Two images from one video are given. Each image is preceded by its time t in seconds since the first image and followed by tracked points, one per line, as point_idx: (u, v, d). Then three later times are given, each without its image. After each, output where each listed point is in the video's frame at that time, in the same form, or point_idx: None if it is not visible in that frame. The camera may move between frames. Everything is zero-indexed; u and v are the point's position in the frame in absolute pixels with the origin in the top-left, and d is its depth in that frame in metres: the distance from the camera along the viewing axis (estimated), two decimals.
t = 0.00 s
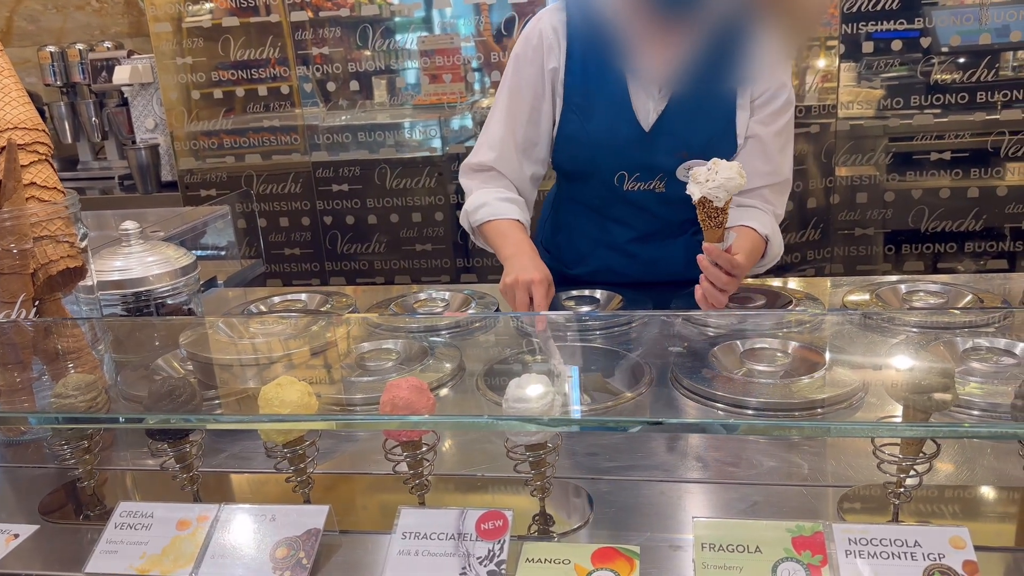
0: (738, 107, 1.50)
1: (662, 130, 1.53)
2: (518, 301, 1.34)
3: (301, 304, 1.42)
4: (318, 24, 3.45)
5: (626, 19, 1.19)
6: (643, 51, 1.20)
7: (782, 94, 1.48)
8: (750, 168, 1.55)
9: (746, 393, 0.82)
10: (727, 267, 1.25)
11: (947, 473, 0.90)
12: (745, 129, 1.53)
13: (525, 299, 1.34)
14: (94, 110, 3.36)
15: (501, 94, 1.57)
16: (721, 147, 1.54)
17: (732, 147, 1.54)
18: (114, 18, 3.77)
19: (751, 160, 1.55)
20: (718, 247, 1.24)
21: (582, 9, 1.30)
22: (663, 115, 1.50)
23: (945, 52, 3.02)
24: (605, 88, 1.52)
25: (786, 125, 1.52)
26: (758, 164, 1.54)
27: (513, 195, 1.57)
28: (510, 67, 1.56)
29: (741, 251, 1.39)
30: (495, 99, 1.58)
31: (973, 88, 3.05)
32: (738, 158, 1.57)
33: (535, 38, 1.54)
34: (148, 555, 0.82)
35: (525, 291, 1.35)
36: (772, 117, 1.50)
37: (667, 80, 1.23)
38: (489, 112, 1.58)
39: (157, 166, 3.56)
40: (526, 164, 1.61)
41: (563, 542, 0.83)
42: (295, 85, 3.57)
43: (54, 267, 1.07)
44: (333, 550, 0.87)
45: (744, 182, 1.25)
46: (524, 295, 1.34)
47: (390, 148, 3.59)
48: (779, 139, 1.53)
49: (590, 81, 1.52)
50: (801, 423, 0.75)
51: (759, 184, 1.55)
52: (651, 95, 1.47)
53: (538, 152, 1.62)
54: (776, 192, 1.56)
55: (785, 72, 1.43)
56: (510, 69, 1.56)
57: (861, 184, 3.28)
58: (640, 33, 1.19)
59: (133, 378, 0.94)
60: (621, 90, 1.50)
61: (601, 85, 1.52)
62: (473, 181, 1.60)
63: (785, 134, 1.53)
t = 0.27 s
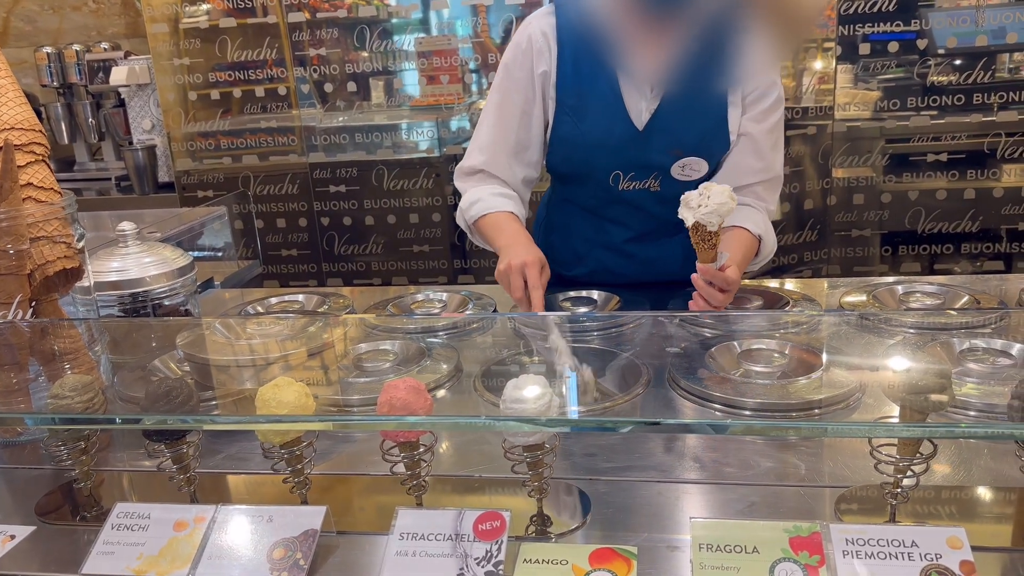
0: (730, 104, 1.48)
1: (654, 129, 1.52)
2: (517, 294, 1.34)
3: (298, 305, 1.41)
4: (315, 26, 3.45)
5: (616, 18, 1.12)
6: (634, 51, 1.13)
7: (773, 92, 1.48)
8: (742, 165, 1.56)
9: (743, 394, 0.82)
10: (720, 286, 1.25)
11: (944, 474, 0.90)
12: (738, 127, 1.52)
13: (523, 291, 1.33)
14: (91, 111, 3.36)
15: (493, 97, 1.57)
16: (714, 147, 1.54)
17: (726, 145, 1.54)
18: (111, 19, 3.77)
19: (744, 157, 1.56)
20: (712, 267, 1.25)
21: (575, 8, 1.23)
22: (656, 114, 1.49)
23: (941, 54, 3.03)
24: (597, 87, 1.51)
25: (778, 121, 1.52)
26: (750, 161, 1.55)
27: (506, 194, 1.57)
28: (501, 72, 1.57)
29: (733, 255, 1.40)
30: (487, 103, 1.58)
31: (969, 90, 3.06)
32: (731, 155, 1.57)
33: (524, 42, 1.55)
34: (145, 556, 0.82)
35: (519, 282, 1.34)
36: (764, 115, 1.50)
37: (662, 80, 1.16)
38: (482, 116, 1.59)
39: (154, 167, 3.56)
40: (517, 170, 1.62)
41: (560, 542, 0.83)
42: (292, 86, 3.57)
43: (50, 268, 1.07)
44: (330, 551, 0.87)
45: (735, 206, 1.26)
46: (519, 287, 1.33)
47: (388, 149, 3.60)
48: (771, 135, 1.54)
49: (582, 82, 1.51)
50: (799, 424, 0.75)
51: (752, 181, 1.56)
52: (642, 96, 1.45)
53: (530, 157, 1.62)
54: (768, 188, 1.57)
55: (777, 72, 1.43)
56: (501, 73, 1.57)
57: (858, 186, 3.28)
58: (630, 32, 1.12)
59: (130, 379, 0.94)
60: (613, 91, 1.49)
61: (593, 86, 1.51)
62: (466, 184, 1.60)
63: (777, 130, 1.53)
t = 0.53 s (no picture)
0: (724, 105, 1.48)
1: (646, 128, 1.52)
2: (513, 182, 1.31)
3: (296, 307, 1.41)
4: (313, 27, 3.45)
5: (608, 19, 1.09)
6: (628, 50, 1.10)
7: (766, 93, 1.48)
8: (734, 166, 1.56)
9: (741, 395, 0.82)
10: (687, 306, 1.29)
11: (942, 475, 0.91)
12: (731, 128, 1.52)
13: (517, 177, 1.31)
14: (88, 112, 3.37)
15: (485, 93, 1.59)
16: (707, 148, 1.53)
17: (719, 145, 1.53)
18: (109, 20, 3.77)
19: (735, 158, 1.55)
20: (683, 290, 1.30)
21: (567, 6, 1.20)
22: (649, 113, 1.49)
23: (938, 56, 3.03)
24: (590, 87, 1.51)
25: (770, 123, 1.52)
26: (743, 162, 1.55)
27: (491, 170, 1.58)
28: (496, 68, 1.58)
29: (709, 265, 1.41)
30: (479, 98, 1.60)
31: (966, 92, 3.07)
32: (722, 156, 1.56)
33: (518, 41, 1.55)
34: (143, 558, 0.82)
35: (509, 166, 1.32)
36: (757, 115, 1.50)
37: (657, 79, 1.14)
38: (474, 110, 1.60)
39: (152, 169, 3.56)
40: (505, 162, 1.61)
41: (558, 544, 0.83)
42: (290, 88, 3.57)
43: (48, 269, 1.07)
44: (328, 553, 0.87)
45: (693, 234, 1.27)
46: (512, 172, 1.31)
47: (385, 150, 3.59)
48: (763, 136, 1.53)
49: (576, 82, 1.51)
50: (798, 424, 0.75)
51: (744, 182, 1.56)
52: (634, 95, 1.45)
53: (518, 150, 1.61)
54: (760, 190, 1.57)
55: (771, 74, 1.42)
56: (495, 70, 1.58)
57: (856, 187, 3.29)
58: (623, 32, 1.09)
59: (128, 381, 0.94)
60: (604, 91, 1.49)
61: (586, 86, 1.51)
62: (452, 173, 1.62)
63: (769, 131, 1.53)
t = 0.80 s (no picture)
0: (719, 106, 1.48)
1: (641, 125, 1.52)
2: (508, 118, 1.26)
3: (294, 309, 1.41)
4: (311, 30, 3.45)
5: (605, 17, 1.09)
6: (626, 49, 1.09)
7: (761, 95, 1.48)
8: (729, 167, 1.56)
9: (741, 397, 0.82)
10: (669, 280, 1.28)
11: (941, 477, 0.91)
12: (726, 128, 1.52)
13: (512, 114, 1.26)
14: (86, 115, 3.35)
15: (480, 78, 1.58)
16: (702, 147, 1.53)
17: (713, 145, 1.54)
18: (107, 23, 3.78)
19: (729, 158, 1.55)
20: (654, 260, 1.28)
21: (563, 6, 1.19)
22: (645, 111, 1.49)
23: (936, 58, 3.04)
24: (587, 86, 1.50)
25: (766, 124, 1.52)
26: (737, 163, 1.55)
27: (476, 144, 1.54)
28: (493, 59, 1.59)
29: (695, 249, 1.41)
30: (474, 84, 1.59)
31: (963, 94, 3.08)
32: (717, 156, 1.57)
33: (517, 33, 1.57)
34: (142, 561, 0.81)
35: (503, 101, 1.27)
36: (753, 115, 1.50)
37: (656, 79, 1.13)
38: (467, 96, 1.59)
39: (150, 171, 3.56)
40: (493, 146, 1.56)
41: (558, 546, 0.83)
42: (288, 90, 3.57)
43: (46, 272, 1.07)
44: (327, 556, 0.87)
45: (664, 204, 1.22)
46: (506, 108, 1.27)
47: (384, 153, 3.57)
48: (759, 137, 1.54)
49: (572, 80, 1.52)
50: (797, 426, 0.75)
51: (737, 183, 1.56)
52: (631, 94, 1.45)
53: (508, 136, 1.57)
54: (754, 191, 1.57)
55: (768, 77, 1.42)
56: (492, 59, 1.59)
57: (854, 189, 3.29)
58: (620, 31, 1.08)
59: (126, 383, 0.94)
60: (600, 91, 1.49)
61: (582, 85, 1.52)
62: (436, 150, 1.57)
63: (765, 133, 1.53)
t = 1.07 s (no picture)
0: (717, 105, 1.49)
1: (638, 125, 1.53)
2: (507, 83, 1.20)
3: (292, 313, 1.41)
4: (309, 33, 3.45)
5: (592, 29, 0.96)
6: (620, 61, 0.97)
7: (759, 95, 1.49)
8: (727, 165, 1.55)
9: (739, 400, 0.82)
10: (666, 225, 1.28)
11: (939, 480, 0.91)
12: (723, 128, 1.53)
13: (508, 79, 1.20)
14: (84, 118, 3.37)
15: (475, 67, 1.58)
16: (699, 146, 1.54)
17: (710, 144, 1.55)
18: (105, 27, 3.78)
19: (726, 159, 1.55)
20: (654, 200, 1.26)
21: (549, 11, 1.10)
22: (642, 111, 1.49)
23: (933, 62, 3.04)
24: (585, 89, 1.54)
25: (762, 126, 1.53)
26: (733, 163, 1.55)
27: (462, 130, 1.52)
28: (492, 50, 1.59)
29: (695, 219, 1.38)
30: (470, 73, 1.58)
31: (961, 97, 3.08)
32: (713, 157, 1.57)
33: (517, 27, 1.57)
34: (139, 566, 0.81)
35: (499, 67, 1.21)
36: (750, 116, 1.51)
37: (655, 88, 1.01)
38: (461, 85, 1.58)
39: (148, 175, 3.56)
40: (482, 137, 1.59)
41: (556, 551, 0.83)
42: (286, 94, 3.57)
43: (43, 276, 1.07)
44: (325, 561, 0.86)
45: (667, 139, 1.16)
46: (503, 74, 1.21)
47: (382, 156, 3.57)
48: (755, 139, 1.54)
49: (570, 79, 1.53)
50: (794, 431, 0.75)
51: (734, 183, 1.55)
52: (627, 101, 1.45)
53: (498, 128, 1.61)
54: (750, 192, 1.57)
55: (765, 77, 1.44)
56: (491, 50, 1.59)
57: (852, 192, 3.29)
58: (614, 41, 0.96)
59: (124, 388, 0.94)
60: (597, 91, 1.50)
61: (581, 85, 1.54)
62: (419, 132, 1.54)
63: (762, 134, 1.54)
